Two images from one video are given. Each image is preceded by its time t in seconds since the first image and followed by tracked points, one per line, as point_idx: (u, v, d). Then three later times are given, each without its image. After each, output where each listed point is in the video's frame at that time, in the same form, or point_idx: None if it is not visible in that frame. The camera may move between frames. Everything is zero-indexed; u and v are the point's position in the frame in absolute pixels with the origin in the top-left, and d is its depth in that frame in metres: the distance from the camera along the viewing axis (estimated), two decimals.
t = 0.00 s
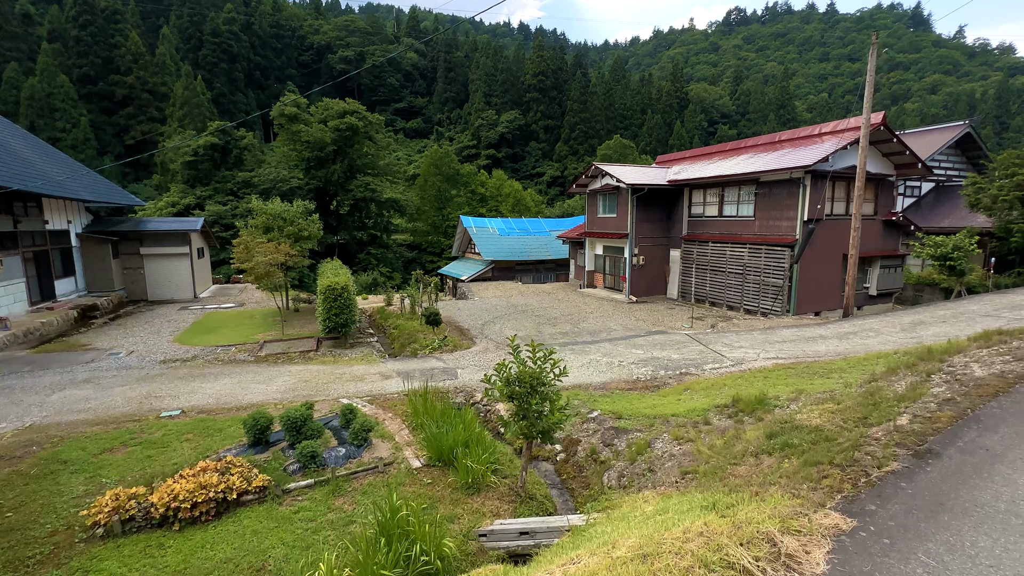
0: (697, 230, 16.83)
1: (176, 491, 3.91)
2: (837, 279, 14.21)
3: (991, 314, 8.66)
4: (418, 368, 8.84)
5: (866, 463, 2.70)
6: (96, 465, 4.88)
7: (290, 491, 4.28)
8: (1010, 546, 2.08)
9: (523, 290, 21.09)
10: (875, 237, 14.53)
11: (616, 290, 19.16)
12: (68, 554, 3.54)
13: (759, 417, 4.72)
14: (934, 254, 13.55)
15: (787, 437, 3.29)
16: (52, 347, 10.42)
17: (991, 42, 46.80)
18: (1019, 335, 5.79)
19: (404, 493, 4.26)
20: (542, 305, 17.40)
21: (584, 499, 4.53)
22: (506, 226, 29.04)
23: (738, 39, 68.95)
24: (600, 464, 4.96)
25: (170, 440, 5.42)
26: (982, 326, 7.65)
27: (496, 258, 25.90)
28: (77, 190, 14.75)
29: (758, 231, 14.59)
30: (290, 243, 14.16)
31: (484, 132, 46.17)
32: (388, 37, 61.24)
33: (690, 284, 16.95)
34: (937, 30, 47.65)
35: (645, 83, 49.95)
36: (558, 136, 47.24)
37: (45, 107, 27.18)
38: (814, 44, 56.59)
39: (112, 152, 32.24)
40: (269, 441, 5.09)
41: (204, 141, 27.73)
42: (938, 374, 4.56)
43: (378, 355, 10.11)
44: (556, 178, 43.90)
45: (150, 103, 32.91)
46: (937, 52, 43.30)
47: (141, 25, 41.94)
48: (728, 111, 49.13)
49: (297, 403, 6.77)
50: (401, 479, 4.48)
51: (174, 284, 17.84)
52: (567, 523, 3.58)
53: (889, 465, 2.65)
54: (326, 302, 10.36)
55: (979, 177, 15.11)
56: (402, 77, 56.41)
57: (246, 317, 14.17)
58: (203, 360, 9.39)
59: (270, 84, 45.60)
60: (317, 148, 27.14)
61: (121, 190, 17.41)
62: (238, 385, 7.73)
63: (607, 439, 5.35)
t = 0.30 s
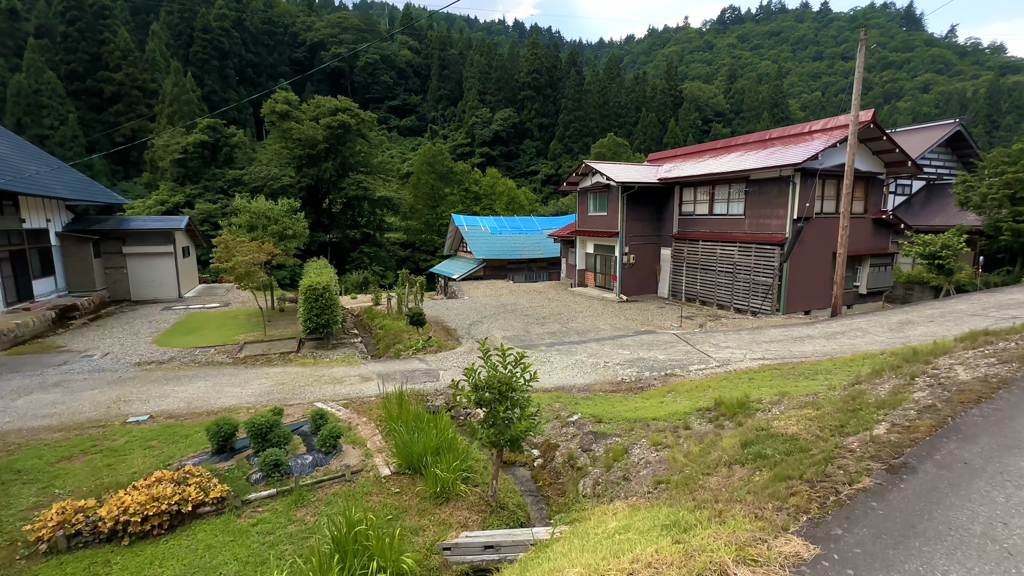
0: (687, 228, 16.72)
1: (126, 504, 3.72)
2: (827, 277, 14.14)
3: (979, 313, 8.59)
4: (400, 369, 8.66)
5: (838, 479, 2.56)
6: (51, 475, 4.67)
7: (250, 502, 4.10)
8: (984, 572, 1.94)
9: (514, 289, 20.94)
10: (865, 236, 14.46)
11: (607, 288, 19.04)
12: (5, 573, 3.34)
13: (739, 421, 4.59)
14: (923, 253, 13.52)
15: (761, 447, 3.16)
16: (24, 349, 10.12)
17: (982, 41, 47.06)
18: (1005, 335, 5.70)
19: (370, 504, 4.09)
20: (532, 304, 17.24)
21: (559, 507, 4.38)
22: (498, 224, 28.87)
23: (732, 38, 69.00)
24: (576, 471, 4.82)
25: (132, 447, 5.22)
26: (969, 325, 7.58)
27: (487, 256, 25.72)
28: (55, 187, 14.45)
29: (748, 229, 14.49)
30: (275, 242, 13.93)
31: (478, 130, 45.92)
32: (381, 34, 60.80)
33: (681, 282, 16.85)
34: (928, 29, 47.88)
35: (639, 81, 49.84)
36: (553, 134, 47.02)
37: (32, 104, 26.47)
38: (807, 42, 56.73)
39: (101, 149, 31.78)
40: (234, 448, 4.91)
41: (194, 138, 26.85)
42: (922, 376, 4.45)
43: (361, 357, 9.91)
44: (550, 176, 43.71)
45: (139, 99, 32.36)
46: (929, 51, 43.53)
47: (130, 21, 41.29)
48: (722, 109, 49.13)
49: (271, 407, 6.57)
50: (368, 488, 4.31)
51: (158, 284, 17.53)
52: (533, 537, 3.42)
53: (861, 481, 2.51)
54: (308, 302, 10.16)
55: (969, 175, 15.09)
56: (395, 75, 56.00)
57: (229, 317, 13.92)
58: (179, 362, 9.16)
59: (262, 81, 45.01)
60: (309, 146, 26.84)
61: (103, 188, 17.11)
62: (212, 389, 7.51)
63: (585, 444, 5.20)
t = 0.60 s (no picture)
0: (676, 226, 16.62)
1: (68, 516, 3.52)
2: (814, 276, 14.11)
3: (963, 311, 8.55)
4: (380, 370, 8.48)
5: (801, 491, 2.44)
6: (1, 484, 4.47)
7: (205, 512, 3.93)
8: None
9: (503, 288, 20.77)
10: (852, 234, 14.43)
11: (596, 287, 18.93)
12: None
13: (716, 424, 4.47)
14: (908, 251, 13.52)
15: (729, 453, 3.03)
16: None
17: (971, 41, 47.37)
18: (985, 334, 5.64)
19: (331, 513, 3.93)
20: (520, 303, 17.09)
21: (528, 514, 4.24)
22: (488, 222, 28.68)
23: (725, 36, 69.08)
24: (549, 476, 4.68)
25: (91, 454, 5.03)
26: (952, 324, 7.53)
27: (477, 255, 25.52)
28: (29, 185, 14.11)
29: (735, 227, 14.41)
30: (256, 241, 13.67)
31: (470, 128, 45.64)
32: (373, 31, 60.28)
33: (670, 281, 16.77)
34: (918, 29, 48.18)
35: (632, 79, 49.74)
36: (546, 132, 46.78)
37: (15, 100, 25.94)
38: (800, 42, 56.84)
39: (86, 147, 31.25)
40: (194, 454, 4.73)
41: (181, 135, 26.06)
42: (900, 377, 4.35)
43: (341, 357, 9.71)
44: (543, 174, 43.52)
45: (127, 96, 31.79)
46: (919, 51, 43.80)
47: (117, 16, 40.61)
48: (714, 108, 49.14)
49: (241, 410, 6.38)
50: (330, 496, 4.15)
51: (139, 283, 17.21)
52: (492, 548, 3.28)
53: (822, 494, 2.38)
54: (286, 302, 9.95)
55: (957, 173, 15.10)
56: (387, 72, 55.54)
57: (209, 317, 13.63)
58: (152, 364, 8.91)
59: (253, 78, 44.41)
60: (298, 144, 26.48)
61: (82, 186, 16.76)
62: (182, 391, 7.31)
63: (560, 447, 5.08)
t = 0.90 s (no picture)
0: (664, 224, 16.53)
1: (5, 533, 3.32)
2: (800, 274, 14.09)
3: (945, 309, 8.53)
4: (358, 372, 8.29)
5: (759, 508, 2.31)
6: None
7: (155, 526, 3.74)
8: None
9: (491, 287, 20.62)
10: (837, 232, 14.42)
11: (584, 286, 18.82)
12: None
13: (691, 428, 4.35)
14: (892, 249, 13.56)
15: (694, 464, 2.91)
16: None
17: (957, 42, 47.91)
18: (966, 334, 5.56)
19: (289, 525, 3.76)
20: (507, 302, 16.94)
21: (497, 524, 4.09)
22: (478, 221, 28.50)
23: (716, 36, 69.23)
24: (521, 482, 4.55)
25: (46, 462, 4.82)
26: (934, 323, 7.52)
27: (466, 253, 25.34)
28: None
29: (722, 226, 14.33)
30: (237, 240, 13.39)
31: (462, 126, 45.35)
32: (364, 28, 59.72)
33: (657, 279, 16.70)
34: (905, 30, 48.66)
35: (624, 77, 49.71)
36: (538, 130, 46.61)
37: None
38: (790, 41, 57.17)
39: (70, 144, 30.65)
40: (151, 463, 4.54)
41: (167, 133, 25.23)
42: (878, 379, 4.26)
43: (319, 359, 9.50)
44: (535, 173, 43.36)
45: (112, 92, 31.16)
46: (906, 51, 44.23)
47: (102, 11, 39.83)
48: (705, 106, 49.24)
49: (209, 415, 6.18)
50: (290, 507, 3.98)
51: (118, 283, 16.83)
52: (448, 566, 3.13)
53: (779, 513, 2.25)
54: (264, 303, 9.71)
55: (941, 171, 15.16)
56: (379, 69, 55.05)
57: (189, 318, 13.34)
58: (122, 367, 8.64)
59: (241, 74, 43.76)
60: (287, 142, 26.13)
61: (58, 184, 16.37)
62: (150, 396, 7.08)
63: (534, 453, 4.93)
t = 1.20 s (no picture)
0: (649, 223, 16.43)
1: None
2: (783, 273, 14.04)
3: (925, 308, 8.50)
4: (330, 375, 8.05)
5: (706, 534, 2.12)
6: None
7: (88, 546, 3.49)
8: None
9: (477, 286, 20.39)
10: (821, 231, 14.41)
11: (570, 285, 18.67)
12: None
13: (662, 434, 4.19)
14: (874, 248, 13.58)
15: (651, 478, 2.73)
16: None
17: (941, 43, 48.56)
18: (943, 334, 5.48)
19: (234, 543, 3.54)
20: (491, 301, 16.72)
21: (457, 537, 3.90)
22: (465, 219, 28.25)
23: (705, 34, 69.45)
24: (486, 492, 4.37)
25: None
26: (914, 322, 7.46)
27: (453, 252, 25.06)
28: None
29: (707, 224, 14.24)
30: (212, 239, 13.02)
31: (452, 124, 44.98)
32: (352, 24, 59.01)
33: (643, 278, 16.61)
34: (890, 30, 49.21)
35: (614, 76, 49.65)
36: (527, 129, 46.37)
37: None
38: (778, 41, 57.53)
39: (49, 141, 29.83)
40: (94, 476, 4.29)
41: (148, 130, 23.69)
42: (852, 382, 4.14)
43: (292, 362, 9.21)
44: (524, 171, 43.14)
45: (92, 89, 30.32)
46: (892, 51, 44.68)
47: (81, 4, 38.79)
48: (694, 105, 49.33)
49: (168, 423, 5.92)
50: (237, 524, 3.75)
51: (92, 284, 16.34)
52: None
53: (726, 540, 2.07)
54: (234, 304, 9.40)
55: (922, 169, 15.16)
56: (367, 66, 54.42)
57: (162, 319, 12.94)
58: (84, 372, 8.31)
59: (227, 71, 42.86)
60: (272, 139, 25.66)
61: (27, 182, 15.85)
62: (109, 402, 6.78)
63: (501, 460, 4.75)
